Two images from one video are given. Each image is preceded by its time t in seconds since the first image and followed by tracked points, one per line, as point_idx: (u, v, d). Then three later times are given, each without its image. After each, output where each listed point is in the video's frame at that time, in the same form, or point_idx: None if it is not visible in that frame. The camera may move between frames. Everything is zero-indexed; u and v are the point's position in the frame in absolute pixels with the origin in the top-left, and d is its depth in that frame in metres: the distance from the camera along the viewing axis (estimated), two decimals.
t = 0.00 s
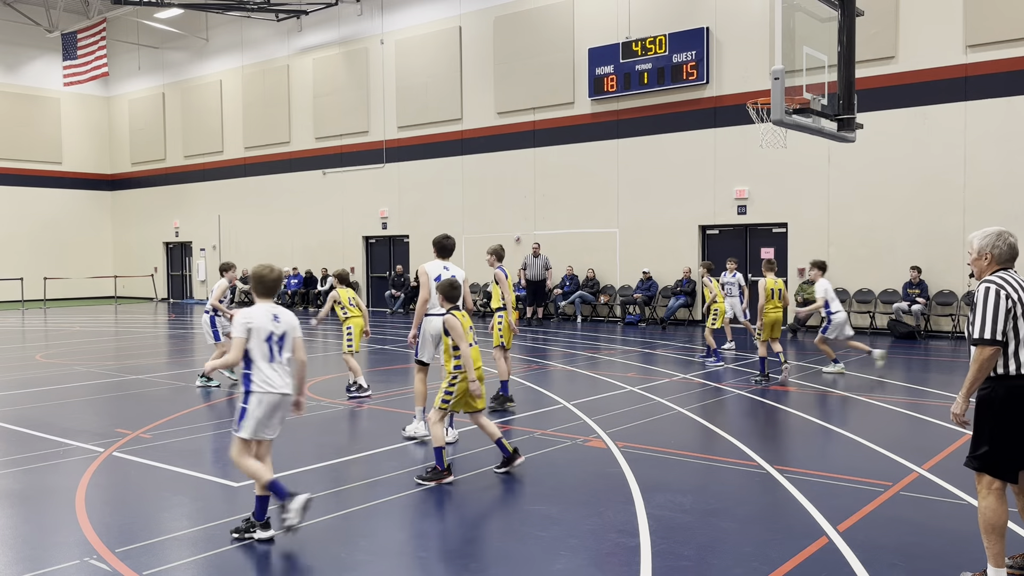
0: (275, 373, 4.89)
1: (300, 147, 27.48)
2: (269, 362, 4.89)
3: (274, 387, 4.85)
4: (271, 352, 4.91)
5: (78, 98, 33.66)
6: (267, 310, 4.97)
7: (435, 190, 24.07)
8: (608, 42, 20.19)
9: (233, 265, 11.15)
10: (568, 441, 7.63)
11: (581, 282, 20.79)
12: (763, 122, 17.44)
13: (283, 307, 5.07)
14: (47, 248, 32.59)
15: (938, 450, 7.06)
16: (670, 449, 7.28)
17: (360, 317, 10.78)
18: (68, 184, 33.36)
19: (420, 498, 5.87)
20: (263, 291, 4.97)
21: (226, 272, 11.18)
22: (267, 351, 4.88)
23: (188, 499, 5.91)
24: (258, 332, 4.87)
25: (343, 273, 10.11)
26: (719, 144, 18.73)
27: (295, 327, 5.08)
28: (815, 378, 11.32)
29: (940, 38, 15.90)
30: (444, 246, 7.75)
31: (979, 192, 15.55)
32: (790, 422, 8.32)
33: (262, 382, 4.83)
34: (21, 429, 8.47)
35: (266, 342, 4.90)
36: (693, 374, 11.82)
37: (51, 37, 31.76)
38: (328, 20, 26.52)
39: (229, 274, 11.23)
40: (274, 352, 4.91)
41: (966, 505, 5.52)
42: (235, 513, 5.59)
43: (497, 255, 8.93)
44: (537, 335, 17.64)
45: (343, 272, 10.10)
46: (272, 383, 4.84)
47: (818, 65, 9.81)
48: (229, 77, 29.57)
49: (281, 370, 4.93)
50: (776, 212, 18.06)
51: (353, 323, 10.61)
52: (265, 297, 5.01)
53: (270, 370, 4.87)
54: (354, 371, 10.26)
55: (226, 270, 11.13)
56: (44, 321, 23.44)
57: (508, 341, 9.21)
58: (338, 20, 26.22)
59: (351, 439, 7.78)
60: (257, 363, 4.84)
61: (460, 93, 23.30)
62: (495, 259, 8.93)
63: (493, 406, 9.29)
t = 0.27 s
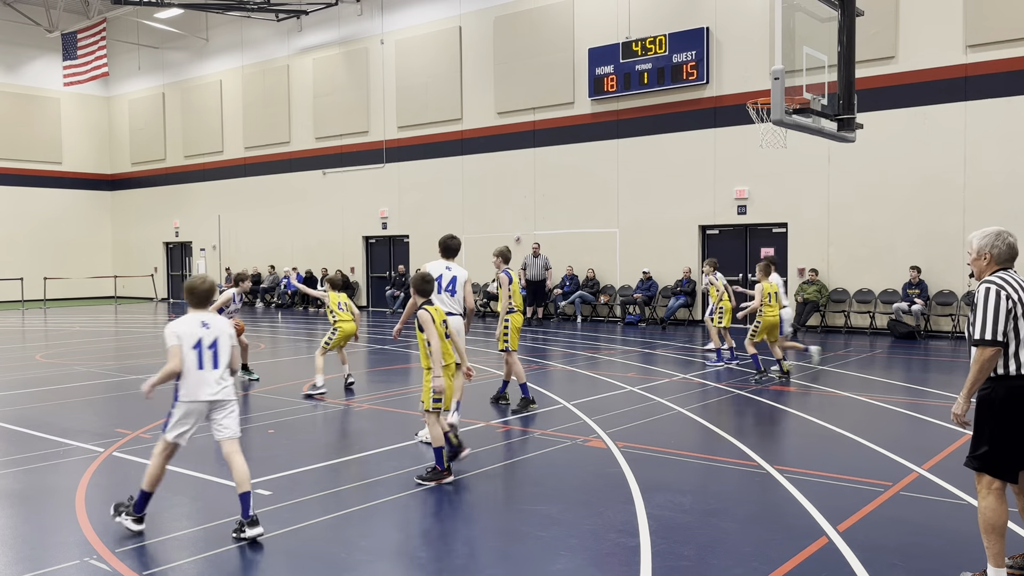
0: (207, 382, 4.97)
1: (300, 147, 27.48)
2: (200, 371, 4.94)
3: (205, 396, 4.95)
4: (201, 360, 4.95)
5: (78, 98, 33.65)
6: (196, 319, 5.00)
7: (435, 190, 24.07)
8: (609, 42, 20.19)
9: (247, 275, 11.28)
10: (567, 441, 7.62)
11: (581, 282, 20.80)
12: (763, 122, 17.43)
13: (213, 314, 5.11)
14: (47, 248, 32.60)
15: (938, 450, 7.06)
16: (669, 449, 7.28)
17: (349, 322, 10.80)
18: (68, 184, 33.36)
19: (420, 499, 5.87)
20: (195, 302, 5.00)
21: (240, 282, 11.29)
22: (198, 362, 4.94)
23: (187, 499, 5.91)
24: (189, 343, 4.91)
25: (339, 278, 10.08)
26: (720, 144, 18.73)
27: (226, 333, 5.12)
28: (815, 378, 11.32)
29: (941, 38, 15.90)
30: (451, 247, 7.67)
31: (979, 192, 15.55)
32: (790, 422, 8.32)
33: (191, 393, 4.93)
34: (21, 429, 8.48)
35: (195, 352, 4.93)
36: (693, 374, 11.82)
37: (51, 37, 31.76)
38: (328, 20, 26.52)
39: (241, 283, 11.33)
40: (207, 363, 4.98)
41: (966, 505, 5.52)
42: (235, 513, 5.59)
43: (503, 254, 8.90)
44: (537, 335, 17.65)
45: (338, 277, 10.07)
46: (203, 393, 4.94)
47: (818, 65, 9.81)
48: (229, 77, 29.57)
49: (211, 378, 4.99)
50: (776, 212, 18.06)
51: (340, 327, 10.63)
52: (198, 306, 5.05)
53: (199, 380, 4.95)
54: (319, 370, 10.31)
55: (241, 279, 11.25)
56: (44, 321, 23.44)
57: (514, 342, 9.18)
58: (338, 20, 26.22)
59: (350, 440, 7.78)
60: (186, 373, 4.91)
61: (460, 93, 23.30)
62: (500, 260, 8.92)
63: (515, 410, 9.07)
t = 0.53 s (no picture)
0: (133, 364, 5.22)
1: (300, 147, 27.48)
2: (122, 354, 5.22)
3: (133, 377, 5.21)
4: (125, 344, 5.22)
5: (78, 98, 33.66)
6: (124, 304, 5.29)
7: (435, 190, 24.07)
8: (609, 42, 20.19)
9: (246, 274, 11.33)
10: (568, 441, 7.62)
11: (581, 282, 20.82)
12: (763, 121, 17.43)
13: (146, 299, 5.36)
14: (47, 248, 32.61)
15: (938, 450, 7.06)
16: (670, 449, 7.28)
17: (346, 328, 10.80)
18: (68, 184, 33.37)
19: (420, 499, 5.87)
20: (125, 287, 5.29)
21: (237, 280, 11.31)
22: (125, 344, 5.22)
23: (187, 499, 5.91)
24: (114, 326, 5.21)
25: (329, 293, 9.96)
26: (719, 144, 18.73)
27: (156, 318, 5.34)
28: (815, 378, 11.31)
29: (941, 38, 15.90)
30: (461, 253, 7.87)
31: (979, 192, 15.55)
32: (790, 422, 8.32)
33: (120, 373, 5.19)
34: (21, 429, 8.48)
35: (121, 335, 5.21)
36: (694, 374, 11.82)
37: (51, 37, 31.78)
38: (328, 20, 26.52)
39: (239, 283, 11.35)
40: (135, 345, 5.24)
41: (966, 505, 5.52)
42: (235, 513, 5.59)
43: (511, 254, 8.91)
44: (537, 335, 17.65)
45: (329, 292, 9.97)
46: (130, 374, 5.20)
47: (818, 65, 9.81)
48: (229, 77, 29.58)
49: (138, 361, 5.24)
50: (776, 212, 18.06)
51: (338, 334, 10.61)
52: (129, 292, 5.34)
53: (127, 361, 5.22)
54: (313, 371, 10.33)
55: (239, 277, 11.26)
56: (44, 321, 23.45)
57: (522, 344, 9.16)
58: (338, 20, 26.22)
59: (350, 440, 7.79)
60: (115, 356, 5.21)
61: (460, 93, 23.30)
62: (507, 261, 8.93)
63: (516, 409, 9.04)
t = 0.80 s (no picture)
0: (91, 371, 5.41)
1: (300, 147, 27.48)
2: (84, 361, 5.39)
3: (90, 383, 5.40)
4: (86, 351, 5.40)
5: (78, 98, 33.66)
6: (87, 315, 5.52)
7: (435, 189, 24.07)
8: (609, 42, 20.19)
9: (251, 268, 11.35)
10: (568, 441, 7.63)
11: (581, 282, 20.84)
12: (763, 121, 17.43)
13: (107, 310, 5.58)
14: (47, 248, 32.61)
15: (938, 450, 7.06)
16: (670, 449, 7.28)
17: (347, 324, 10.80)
18: (68, 184, 33.36)
19: (420, 499, 5.87)
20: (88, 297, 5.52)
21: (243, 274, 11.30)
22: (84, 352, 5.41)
23: (187, 499, 5.92)
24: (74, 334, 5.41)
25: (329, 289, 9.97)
26: (719, 144, 18.73)
27: (115, 328, 5.52)
28: (815, 378, 11.31)
29: (941, 38, 15.90)
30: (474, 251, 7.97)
31: (979, 191, 15.55)
32: (789, 422, 8.33)
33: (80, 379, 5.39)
34: (21, 429, 8.47)
35: (82, 343, 5.40)
36: (693, 374, 11.82)
37: (50, 37, 31.79)
38: (328, 20, 26.52)
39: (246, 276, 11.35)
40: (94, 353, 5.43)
41: (966, 505, 5.52)
42: (235, 513, 5.59)
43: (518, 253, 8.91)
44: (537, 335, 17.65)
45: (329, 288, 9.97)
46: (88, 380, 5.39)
47: (818, 65, 9.81)
48: (229, 77, 29.58)
49: (99, 367, 5.43)
50: (776, 212, 18.06)
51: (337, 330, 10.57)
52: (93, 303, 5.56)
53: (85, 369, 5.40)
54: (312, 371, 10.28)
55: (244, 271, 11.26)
56: (44, 321, 23.44)
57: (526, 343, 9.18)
58: (338, 20, 26.22)
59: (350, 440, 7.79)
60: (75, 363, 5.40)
61: (460, 93, 23.30)
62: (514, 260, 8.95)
63: (516, 409, 9.03)
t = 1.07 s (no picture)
0: (61, 356, 5.85)
1: (300, 147, 27.49)
2: (53, 347, 5.84)
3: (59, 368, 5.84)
4: (57, 339, 5.84)
5: (78, 98, 33.65)
6: (65, 304, 5.94)
7: (435, 190, 24.07)
8: (609, 42, 20.19)
9: (259, 265, 11.41)
10: (568, 441, 7.63)
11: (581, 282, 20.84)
12: (763, 121, 17.43)
13: (85, 301, 6.00)
14: (48, 248, 32.62)
15: (938, 450, 7.06)
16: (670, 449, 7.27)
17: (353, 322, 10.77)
18: (68, 184, 33.36)
19: (420, 498, 5.87)
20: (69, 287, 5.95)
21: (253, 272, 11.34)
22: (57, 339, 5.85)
23: (188, 499, 5.91)
24: (50, 322, 5.85)
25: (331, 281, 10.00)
26: (719, 145, 18.73)
27: (90, 319, 5.93)
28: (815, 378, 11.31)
29: (941, 38, 15.90)
30: (476, 249, 7.99)
31: (979, 192, 15.55)
32: (789, 422, 8.32)
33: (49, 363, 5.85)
34: (20, 429, 8.47)
35: (55, 330, 5.85)
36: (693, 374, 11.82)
37: (50, 37, 31.80)
38: (328, 20, 26.52)
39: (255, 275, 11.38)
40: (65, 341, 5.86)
41: (966, 505, 5.51)
42: (235, 513, 5.59)
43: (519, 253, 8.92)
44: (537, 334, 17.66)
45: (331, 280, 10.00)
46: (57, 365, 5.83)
47: (818, 65, 9.81)
48: (229, 77, 29.58)
49: (68, 353, 5.86)
50: (777, 212, 18.06)
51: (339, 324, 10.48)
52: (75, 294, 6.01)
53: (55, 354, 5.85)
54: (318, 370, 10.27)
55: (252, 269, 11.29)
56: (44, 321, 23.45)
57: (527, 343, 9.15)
58: (338, 20, 26.22)
59: (350, 439, 7.79)
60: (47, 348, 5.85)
61: (460, 93, 23.30)
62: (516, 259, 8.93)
63: (516, 410, 9.03)
